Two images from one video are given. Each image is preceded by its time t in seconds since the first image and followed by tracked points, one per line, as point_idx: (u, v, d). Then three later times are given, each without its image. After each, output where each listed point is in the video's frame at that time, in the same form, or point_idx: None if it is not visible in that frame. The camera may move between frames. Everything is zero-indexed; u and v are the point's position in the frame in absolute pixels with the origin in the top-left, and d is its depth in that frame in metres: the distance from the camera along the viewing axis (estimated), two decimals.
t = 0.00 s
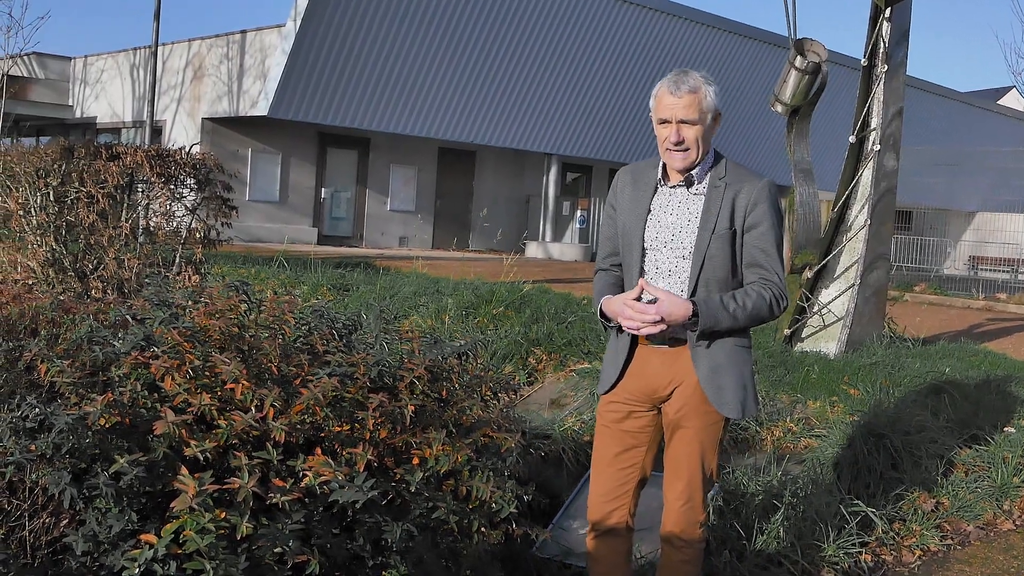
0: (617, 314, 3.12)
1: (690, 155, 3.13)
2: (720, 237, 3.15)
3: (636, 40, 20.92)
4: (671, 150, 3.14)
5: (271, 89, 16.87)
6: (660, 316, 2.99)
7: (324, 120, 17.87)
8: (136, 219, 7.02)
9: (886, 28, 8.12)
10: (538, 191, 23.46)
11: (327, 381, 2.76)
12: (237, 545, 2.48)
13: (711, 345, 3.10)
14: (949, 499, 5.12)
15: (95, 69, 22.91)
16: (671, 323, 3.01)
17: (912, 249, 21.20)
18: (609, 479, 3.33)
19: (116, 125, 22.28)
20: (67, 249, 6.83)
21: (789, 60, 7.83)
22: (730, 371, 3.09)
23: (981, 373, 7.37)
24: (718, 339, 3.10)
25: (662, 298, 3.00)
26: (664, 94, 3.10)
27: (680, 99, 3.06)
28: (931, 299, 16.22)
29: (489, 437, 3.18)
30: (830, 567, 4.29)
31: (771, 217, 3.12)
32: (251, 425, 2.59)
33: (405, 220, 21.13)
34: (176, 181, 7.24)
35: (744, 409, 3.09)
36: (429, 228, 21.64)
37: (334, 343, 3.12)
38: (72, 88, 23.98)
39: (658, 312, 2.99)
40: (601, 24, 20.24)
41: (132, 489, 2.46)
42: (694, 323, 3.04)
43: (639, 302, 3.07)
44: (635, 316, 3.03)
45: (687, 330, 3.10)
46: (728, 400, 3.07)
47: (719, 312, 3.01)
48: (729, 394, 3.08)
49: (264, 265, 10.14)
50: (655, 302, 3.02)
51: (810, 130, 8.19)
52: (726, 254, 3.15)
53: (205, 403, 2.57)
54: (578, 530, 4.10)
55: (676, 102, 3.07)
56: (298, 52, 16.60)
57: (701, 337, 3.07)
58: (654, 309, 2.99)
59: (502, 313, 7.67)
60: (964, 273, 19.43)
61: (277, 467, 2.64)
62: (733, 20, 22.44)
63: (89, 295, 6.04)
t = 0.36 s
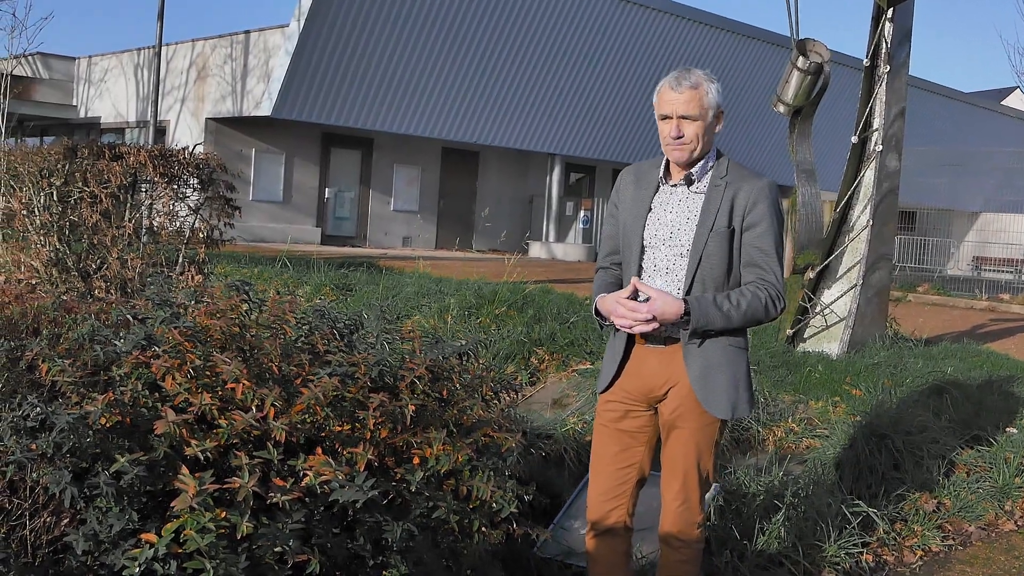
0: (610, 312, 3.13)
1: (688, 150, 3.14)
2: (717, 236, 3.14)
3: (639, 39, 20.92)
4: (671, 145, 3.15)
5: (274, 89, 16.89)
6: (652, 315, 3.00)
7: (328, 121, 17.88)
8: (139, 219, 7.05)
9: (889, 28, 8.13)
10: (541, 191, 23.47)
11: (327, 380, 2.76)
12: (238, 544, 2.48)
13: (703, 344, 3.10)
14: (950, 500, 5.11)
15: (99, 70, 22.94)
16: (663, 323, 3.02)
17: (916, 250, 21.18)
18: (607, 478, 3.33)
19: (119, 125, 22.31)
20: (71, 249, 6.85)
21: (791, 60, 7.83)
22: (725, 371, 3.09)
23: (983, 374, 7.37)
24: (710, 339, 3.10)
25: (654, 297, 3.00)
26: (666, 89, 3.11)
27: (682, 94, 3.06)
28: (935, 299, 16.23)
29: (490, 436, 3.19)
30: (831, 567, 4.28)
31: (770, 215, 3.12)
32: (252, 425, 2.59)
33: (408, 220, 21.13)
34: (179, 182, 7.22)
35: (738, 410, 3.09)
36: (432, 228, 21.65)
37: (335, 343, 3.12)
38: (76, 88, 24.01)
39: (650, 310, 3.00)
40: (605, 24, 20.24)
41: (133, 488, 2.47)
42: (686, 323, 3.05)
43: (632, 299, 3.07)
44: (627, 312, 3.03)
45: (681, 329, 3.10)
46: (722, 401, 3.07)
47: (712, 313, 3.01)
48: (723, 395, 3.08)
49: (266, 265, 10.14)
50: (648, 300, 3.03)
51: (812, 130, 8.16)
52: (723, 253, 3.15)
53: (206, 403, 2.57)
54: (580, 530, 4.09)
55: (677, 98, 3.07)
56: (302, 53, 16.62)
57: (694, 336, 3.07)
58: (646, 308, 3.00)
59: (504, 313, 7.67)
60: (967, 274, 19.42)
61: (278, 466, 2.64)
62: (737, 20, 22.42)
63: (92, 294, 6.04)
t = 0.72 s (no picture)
0: (609, 311, 3.14)
1: (697, 152, 3.15)
2: (719, 240, 3.14)
3: (642, 39, 20.91)
4: (680, 146, 3.16)
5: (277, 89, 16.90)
6: (647, 320, 3.01)
7: (330, 121, 17.90)
8: (142, 218, 7.08)
9: (890, 28, 8.13)
10: (543, 190, 23.46)
11: (327, 380, 2.76)
12: (237, 543, 2.48)
13: (697, 347, 3.10)
14: (951, 500, 5.10)
15: (101, 69, 22.93)
16: (657, 327, 3.03)
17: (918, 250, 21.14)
18: (606, 471, 3.33)
19: (122, 124, 22.31)
20: (73, 248, 6.84)
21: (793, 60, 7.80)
22: (721, 371, 3.08)
23: (984, 374, 7.37)
24: (705, 342, 3.10)
25: (650, 303, 3.02)
26: (680, 90, 3.10)
27: (695, 96, 3.06)
28: (937, 299, 16.20)
29: (490, 436, 3.19)
30: (831, 567, 4.28)
31: (775, 222, 3.12)
32: (251, 424, 2.59)
33: (411, 220, 21.14)
34: (180, 182, 7.26)
35: (733, 413, 3.08)
36: (434, 227, 21.64)
37: (336, 342, 3.13)
38: (79, 87, 24.03)
39: (646, 315, 3.01)
40: (608, 24, 20.24)
41: (133, 487, 2.47)
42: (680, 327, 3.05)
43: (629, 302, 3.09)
44: (623, 316, 3.05)
45: (676, 331, 3.10)
46: (716, 402, 3.06)
47: (708, 318, 3.01)
48: (717, 397, 3.07)
49: (268, 265, 10.13)
50: (643, 304, 3.04)
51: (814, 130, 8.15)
52: (725, 257, 3.15)
53: (206, 402, 2.58)
54: (581, 528, 4.08)
55: (690, 99, 3.07)
56: (305, 52, 16.64)
57: (687, 339, 3.07)
58: (641, 313, 3.02)
59: (506, 313, 7.67)
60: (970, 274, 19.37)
61: (277, 466, 2.65)
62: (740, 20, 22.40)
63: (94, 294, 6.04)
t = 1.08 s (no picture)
0: (604, 300, 3.13)
1: (691, 150, 3.13)
2: (713, 237, 3.15)
3: (645, 40, 20.91)
4: (675, 143, 3.15)
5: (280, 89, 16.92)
6: (641, 306, 3.01)
7: (333, 121, 17.93)
8: (144, 218, 7.10)
9: (892, 28, 8.10)
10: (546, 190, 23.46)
11: (327, 379, 2.76)
12: (237, 542, 2.49)
13: (691, 341, 3.11)
14: (952, 500, 5.08)
15: (104, 69, 22.95)
16: (652, 315, 3.02)
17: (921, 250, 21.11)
18: (602, 471, 3.34)
19: (125, 124, 22.33)
20: (76, 249, 6.80)
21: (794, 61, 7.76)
22: (713, 370, 3.10)
23: (986, 374, 7.36)
24: (698, 337, 3.11)
25: (645, 291, 3.01)
26: (676, 88, 3.09)
27: (692, 94, 3.05)
28: (940, 299, 16.18)
29: (490, 436, 3.20)
30: (832, 567, 4.26)
31: (768, 220, 3.12)
32: (251, 424, 2.59)
33: (413, 221, 21.15)
34: (183, 182, 7.26)
35: (724, 410, 3.10)
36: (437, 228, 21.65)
37: (336, 342, 3.13)
38: (82, 88, 24.07)
39: (640, 302, 3.01)
40: (611, 24, 20.22)
41: (132, 486, 2.48)
42: (674, 321, 3.05)
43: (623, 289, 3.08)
44: (618, 302, 3.04)
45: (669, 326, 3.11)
46: (708, 400, 3.08)
47: (702, 311, 3.01)
48: (710, 395, 3.08)
49: (270, 265, 10.15)
50: (639, 291, 3.04)
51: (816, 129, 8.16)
52: (717, 254, 3.15)
53: (205, 401, 2.58)
54: (582, 528, 4.06)
55: (688, 97, 3.06)
56: (307, 53, 16.66)
57: (682, 333, 3.07)
58: (635, 299, 3.02)
59: (508, 313, 7.67)
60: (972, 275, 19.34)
61: (276, 465, 2.65)
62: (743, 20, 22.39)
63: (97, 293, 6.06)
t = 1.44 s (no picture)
0: (584, 303, 3.15)
1: (657, 147, 3.14)
2: (689, 231, 3.15)
3: (648, 40, 20.91)
4: (641, 142, 3.15)
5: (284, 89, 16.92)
6: (624, 304, 3.02)
7: (337, 121, 17.92)
8: (148, 219, 7.08)
9: (896, 29, 8.06)
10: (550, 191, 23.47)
11: (328, 380, 2.76)
12: (238, 542, 2.49)
13: (676, 334, 3.12)
14: (954, 501, 5.07)
15: (109, 69, 22.98)
16: (635, 311, 3.04)
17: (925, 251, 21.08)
18: (592, 476, 3.33)
19: (129, 125, 22.36)
20: (79, 249, 6.89)
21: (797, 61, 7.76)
22: (696, 364, 3.10)
23: (990, 375, 7.34)
24: (682, 329, 3.12)
25: (627, 287, 3.02)
26: (637, 88, 3.12)
27: (653, 92, 3.07)
28: (944, 300, 16.15)
29: (491, 436, 3.20)
30: (834, 568, 4.25)
31: (741, 210, 3.13)
32: (252, 423, 2.60)
33: (417, 221, 21.15)
34: (187, 182, 7.17)
35: (710, 401, 3.10)
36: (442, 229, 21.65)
37: (337, 342, 3.13)
38: (86, 88, 24.09)
39: (622, 299, 3.02)
40: (614, 25, 20.22)
41: (133, 486, 2.49)
42: (658, 312, 3.06)
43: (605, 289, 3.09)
44: (599, 302, 3.04)
45: (653, 319, 3.11)
46: (694, 393, 3.08)
47: (683, 302, 3.03)
48: (695, 389, 3.08)
49: (273, 265, 10.18)
50: (620, 289, 3.05)
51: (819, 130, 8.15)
52: (695, 248, 3.15)
53: (207, 401, 2.58)
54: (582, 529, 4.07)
55: (649, 96, 3.08)
56: (311, 53, 16.66)
57: (663, 323, 3.08)
58: (618, 297, 3.02)
59: (510, 314, 7.67)
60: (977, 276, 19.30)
61: (278, 465, 2.65)
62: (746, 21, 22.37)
63: (101, 294, 6.06)
